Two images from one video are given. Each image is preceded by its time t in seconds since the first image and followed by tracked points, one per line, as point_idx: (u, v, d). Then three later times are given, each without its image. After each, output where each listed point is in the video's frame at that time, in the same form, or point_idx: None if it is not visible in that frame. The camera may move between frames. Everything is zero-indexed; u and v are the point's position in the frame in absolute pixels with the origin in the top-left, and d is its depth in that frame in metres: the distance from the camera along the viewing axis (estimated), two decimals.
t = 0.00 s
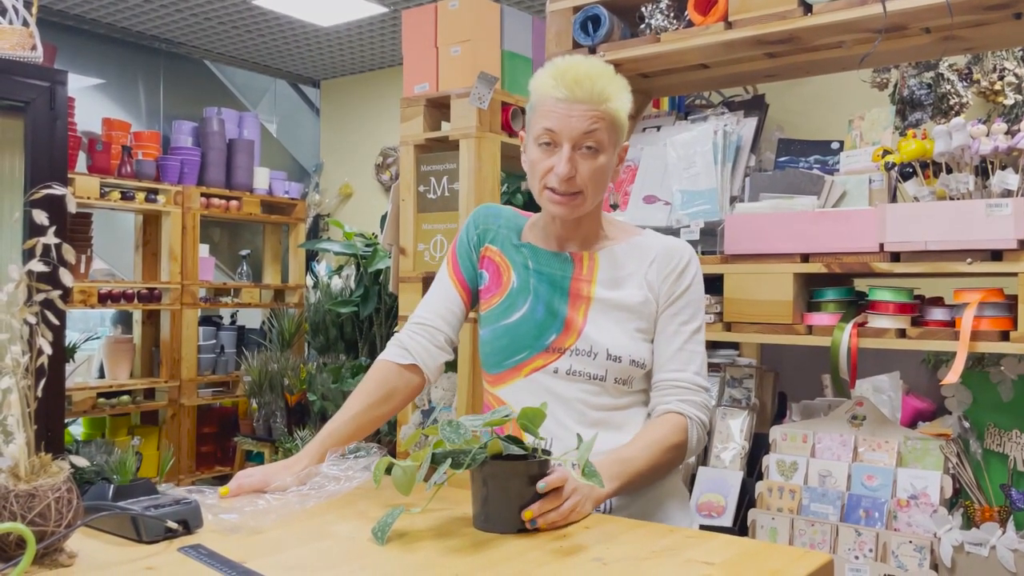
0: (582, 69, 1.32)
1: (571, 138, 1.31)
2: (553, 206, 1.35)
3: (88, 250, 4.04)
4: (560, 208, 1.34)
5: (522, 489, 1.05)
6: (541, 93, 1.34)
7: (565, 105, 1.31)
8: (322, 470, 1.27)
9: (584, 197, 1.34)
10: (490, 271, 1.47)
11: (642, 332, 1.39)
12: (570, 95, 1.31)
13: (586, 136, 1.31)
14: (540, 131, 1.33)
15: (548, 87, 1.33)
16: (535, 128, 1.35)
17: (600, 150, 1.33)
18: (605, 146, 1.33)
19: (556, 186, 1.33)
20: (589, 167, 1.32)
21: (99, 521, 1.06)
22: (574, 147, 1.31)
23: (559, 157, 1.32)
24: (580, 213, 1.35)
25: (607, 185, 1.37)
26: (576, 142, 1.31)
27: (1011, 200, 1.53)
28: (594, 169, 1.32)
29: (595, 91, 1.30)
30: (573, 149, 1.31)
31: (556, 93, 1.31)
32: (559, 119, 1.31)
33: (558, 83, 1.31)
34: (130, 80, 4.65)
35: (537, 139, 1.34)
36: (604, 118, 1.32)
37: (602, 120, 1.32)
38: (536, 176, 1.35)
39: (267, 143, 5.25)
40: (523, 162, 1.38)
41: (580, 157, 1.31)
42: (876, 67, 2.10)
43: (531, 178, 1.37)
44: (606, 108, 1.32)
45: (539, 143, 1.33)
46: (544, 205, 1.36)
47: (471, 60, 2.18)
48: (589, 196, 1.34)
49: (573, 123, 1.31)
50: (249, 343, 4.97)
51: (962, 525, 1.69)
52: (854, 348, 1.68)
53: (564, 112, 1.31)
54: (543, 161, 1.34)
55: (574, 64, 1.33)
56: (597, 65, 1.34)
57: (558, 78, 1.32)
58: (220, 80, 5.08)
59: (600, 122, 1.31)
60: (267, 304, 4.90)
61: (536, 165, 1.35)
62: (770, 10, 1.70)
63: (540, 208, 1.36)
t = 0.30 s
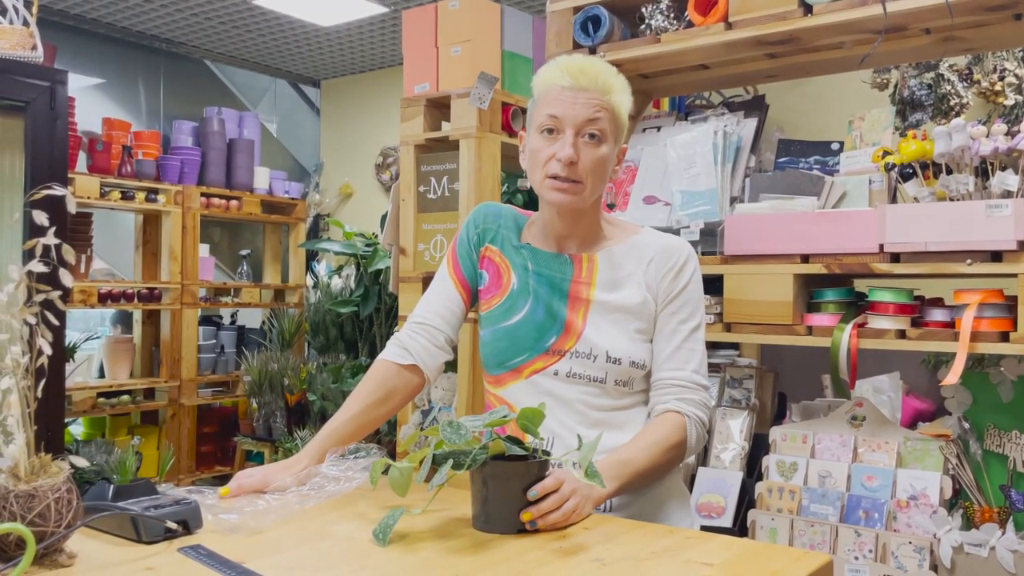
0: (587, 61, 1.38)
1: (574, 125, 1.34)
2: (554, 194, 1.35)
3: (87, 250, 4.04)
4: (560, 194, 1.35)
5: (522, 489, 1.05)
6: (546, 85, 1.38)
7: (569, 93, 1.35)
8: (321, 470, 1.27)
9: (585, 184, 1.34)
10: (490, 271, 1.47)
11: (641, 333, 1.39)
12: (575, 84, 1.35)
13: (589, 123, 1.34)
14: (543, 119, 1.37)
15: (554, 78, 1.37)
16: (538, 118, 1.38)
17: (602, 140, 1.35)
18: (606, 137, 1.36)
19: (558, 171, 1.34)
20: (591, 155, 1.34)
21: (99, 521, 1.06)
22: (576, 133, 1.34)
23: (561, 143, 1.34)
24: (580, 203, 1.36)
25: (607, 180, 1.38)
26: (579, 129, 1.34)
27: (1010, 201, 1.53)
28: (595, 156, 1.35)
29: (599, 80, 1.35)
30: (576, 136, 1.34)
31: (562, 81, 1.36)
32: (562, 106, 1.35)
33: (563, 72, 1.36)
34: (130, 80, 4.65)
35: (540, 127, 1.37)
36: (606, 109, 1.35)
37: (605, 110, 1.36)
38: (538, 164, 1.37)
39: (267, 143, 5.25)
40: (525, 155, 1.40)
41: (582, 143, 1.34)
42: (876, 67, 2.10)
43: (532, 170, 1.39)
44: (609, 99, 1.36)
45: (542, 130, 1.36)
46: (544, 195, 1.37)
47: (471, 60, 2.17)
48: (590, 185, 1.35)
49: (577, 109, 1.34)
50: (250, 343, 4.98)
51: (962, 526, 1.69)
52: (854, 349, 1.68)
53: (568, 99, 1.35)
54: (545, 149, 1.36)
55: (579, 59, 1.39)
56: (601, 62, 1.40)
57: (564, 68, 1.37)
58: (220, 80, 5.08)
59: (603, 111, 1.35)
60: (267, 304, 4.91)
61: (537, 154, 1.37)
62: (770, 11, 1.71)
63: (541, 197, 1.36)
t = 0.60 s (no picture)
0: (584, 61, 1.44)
1: (568, 112, 1.38)
2: (548, 177, 1.36)
3: (87, 250, 4.04)
4: (554, 177, 1.35)
5: (522, 490, 1.05)
6: (545, 84, 1.44)
7: (565, 85, 1.40)
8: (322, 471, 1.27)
9: (580, 167, 1.35)
10: (490, 268, 1.47)
11: (641, 333, 1.39)
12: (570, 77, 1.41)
13: (584, 110, 1.37)
14: (540, 111, 1.41)
15: (553, 75, 1.43)
16: (536, 112, 1.42)
17: (597, 128, 1.37)
18: (601, 126, 1.38)
19: (552, 154, 1.35)
20: (585, 140, 1.36)
21: (99, 522, 1.06)
22: (571, 120, 1.37)
23: (556, 129, 1.37)
24: (575, 187, 1.36)
25: (604, 170, 1.38)
26: (574, 115, 1.37)
27: (1010, 201, 1.53)
28: (590, 140, 1.36)
29: (593, 73, 1.41)
30: (571, 123, 1.37)
31: (559, 76, 1.42)
32: (558, 96, 1.39)
33: (561, 69, 1.42)
34: (130, 80, 4.65)
35: (538, 119, 1.41)
36: (600, 99, 1.39)
37: (600, 101, 1.39)
38: (534, 152, 1.39)
39: (267, 143, 5.26)
40: (524, 151, 1.42)
41: (577, 128, 1.36)
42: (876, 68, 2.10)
43: (529, 162, 1.40)
44: (604, 91, 1.40)
45: (539, 120, 1.40)
46: (540, 182, 1.37)
47: (472, 60, 2.17)
48: (584, 169, 1.35)
49: (572, 96, 1.38)
50: (250, 343, 4.98)
51: (962, 526, 1.69)
52: (854, 350, 1.68)
53: (564, 91, 1.39)
54: (540, 136, 1.38)
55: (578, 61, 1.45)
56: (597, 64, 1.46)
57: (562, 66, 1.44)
58: (220, 80, 5.08)
59: (597, 101, 1.39)
60: (267, 304, 4.91)
61: (534, 145, 1.40)
62: (770, 12, 1.70)
63: (537, 183, 1.37)
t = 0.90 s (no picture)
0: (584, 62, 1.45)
1: (567, 110, 1.38)
2: (547, 173, 1.35)
3: (88, 250, 4.04)
4: (552, 173, 1.35)
5: (522, 490, 1.05)
6: (545, 83, 1.44)
7: (564, 84, 1.41)
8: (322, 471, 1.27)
9: (579, 163, 1.35)
10: (490, 266, 1.47)
11: (641, 328, 1.39)
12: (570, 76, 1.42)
13: (582, 108, 1.38)
14: (539, 109, 1.41)
15: (553, 75, 1.44)
16: (534, 110, 1.42)
17: (595, 125, 1.37)
18: (600, 123, 1.38)
19: (551, 150, 1.35)
20: (583, 136, 1.36)
21: (100, 522, 1.06)
22: (569, 117, 1.37)
23: (554, 126, 1.37)
24: (573, 183, 1.36)
25: (603, 167, 1.38)
26: (573, 112, 1.38)
27: (1011, 202, 1.53)
28: (588, 137, 1.36)
29: (592, 73, 1.42)
30: (570, 120, 1.37)
31: (558, 76, 1.42)
32: (557, 95, 1.39)
33: (561, 69, 1.43)
34: (131, 80, 4.66)
35: (536, 116, 1.41)
36: (599, 98, 1.39)
37: (599, 100, 1.39)
38: (532, 149, 1.39)
39: (268, 143, 5.26)
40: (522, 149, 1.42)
41: (575, 125, 1.36)
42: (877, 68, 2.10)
43: (527, 159, 1.40)
44: (603, 91, 1.41)
45: (537, 117, 1.40)
46: (538, 178, 1.37)
47: (472, 61, 2.17)
48: (582, 165, 1.35)
49: (570, 94, 1.39)
50: (250, 343, 4.98)
51: (962, 526, 1.69)
52: (854, 350, 1.68)
53: (563, 89, 1.40)
54: (539, 133, 1.38)
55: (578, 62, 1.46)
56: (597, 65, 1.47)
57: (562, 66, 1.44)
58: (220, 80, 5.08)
59: (596, 100, 1.39)
60: (268, 304, 4.91)
61: (532, 141, 1.39)
62: (771, 12, 1.71)
63: (535, 178, 1.37)
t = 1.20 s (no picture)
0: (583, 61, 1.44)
1: (565, 111, 1.38)
2: (544, 174, 1.36)
3: (88, 250, 4.04)
4: (550, 175, 1.35)
5: (523, 489, 1.05)
6: (543, 82, 1.44)
7: (562, 84, 1.40)
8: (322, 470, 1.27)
9: (577, 164, 1.35)
10: (491, 267, 1.46)
11: (642, 328, 1.39)
12: (568, 76, 1.41)
13: (580, 108, 1.37)
14: (537, 109, 1.40)
15: (551, 74, 1.43)
16: (532, 110, 1.42)
17: (593, 126, 1.37)
18: (598, 124, 1.38)
19: (548, 152, 1.35)
20: (581, 138, 1.36)
21: (100, 521, 1.06)
22: (567, 118, 1.37)
23: (552, 127, 1.37)
24: (571, 185, 1.36)
25: (601, 168, 1.39)
26: (570, 113, 1.37)
27: (1011, 201, 1.52)
28: (586, 138, 1.36)
29: (590, 73, 1.41)
30: (568, 121, 1.37)
31: (555, 75, 1.42)
32: (555, 95, 1.39)
33: (559, 68, 1.42)
34: (131, 80, 4.66)
35: (534, 116, 1.41)
36: (597, 98, 1.39)
37: (597, 100, 1.39)
38: (530, 150, 1.39)
39: (268, 143, 5.25)
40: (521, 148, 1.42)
41: (573, 127, 1.37)
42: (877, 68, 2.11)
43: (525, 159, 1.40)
44: (601, 90, 1.40)
45: (535, 118, 1.40)
46: (536, 179, 1.37)
47: (472, 61, 2.17)
48: (579, 166, 1.36)
49: (568, 95, 1.38)
50: (250, 342, 4.99)
51: (963, 526, 1.69)
52: (855, 349, 1.68)
53: (561, 89, 1.39)
54: (537, 134, 1.38)
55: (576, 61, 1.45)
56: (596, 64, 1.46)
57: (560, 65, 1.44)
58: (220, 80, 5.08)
59: (594, 100, 1.39)
60: (268, 304, 4.91)
61: (530, 141, 1.39)
62: (771, 11, 1.70)
63: (532, 179, 1.37)
